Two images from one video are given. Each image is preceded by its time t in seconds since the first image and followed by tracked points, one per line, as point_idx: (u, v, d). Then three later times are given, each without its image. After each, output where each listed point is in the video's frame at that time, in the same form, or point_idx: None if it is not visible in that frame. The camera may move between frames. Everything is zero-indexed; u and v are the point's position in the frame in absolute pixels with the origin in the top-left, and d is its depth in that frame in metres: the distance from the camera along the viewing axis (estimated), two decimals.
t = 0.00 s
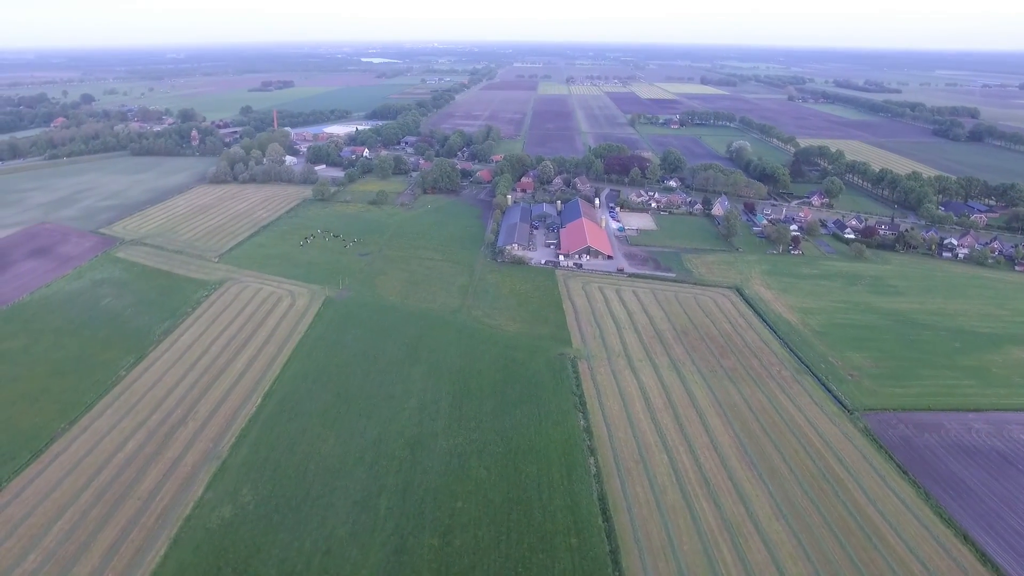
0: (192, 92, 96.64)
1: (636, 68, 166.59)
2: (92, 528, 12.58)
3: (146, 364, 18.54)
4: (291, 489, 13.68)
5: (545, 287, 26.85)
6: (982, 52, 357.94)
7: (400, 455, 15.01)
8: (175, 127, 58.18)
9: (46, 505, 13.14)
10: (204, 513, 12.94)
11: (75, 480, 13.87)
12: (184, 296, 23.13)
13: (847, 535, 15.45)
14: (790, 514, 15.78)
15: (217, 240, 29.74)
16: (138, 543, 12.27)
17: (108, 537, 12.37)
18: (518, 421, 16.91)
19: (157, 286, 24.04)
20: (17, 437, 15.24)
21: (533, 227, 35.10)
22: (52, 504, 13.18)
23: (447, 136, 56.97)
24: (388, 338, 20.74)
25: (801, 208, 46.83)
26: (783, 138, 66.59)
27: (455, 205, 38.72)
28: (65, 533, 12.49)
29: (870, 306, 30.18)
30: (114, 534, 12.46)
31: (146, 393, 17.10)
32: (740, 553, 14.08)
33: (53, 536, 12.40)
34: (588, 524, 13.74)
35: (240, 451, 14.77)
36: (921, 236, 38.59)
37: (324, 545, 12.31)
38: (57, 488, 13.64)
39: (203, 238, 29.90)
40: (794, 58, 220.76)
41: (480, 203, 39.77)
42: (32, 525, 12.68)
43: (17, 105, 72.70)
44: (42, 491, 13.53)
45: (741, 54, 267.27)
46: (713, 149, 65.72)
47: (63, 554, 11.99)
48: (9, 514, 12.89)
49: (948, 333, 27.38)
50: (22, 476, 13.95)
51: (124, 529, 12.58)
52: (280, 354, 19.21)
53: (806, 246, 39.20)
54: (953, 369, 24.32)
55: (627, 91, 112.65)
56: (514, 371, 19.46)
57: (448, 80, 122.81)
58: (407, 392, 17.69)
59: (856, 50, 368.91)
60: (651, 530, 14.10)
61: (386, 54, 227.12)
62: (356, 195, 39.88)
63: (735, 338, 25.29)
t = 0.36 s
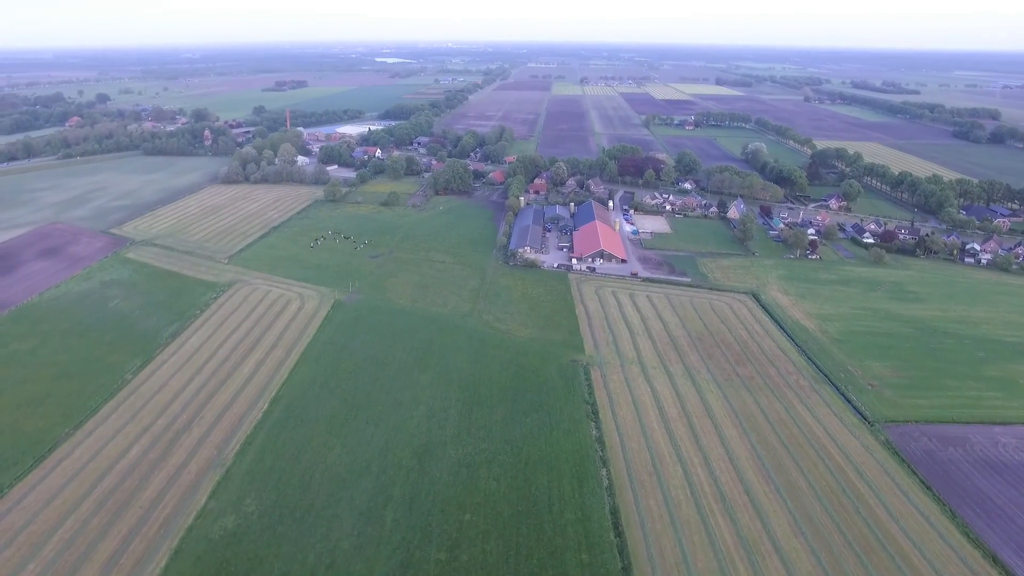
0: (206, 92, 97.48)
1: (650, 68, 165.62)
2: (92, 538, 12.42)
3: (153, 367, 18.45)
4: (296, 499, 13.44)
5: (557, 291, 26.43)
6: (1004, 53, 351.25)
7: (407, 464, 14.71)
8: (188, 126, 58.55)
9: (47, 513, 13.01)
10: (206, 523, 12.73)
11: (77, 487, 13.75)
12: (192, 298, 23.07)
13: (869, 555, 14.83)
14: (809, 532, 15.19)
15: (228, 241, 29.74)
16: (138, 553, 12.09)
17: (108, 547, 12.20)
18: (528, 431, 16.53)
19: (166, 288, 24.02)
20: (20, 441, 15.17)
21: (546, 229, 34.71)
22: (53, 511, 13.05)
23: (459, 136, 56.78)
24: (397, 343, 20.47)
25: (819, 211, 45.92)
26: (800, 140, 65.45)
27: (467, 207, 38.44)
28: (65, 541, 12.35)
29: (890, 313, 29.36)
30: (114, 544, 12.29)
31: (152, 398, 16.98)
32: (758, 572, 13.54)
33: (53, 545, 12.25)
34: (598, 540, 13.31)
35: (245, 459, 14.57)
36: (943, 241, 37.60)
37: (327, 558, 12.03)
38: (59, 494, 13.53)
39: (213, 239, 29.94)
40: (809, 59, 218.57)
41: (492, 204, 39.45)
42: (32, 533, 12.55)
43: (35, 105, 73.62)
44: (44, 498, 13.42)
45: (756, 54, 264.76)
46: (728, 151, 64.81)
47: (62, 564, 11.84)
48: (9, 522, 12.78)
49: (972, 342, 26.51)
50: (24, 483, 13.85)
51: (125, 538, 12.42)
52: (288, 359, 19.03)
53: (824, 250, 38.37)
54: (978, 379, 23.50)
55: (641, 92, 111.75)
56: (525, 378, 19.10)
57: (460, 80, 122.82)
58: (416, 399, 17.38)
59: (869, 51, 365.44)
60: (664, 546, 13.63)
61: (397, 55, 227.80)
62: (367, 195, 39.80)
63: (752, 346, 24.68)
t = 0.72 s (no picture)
0: (220, 92, 98.32)
1: (663, 69, 164.38)
2: (92, 547, 12.27)
3: (159, 372, 18.35)
4: (299, 509, 13.21)
5: (568, 296, 26.03)
6: None
7: (415, 474, 14.43)
8: (201, 126, 58.91)
9: (48, 521, 12.90)
10: (207, 535, 12.52)
11: (78, 495, 13.61)
12: (200, 301, 23.03)
13: None
14: (830, 551, 14.60)
15: (237, 242, 29.73)
16: (138, 564, 11.91)
17: (107, 557, 12.05)
18: (538, 440, 16.19)
19: (175, 290, 24.01)
20: (24, 447, 15.11)
21: (557, 232, 34.27)
22: (53, 520, 12.93)
23: (471, 137, 56.52)
24: (406, 348, 20.23)
25: (836, 215, 44.98)
26: (817, 142, 64.34)
27: (478, 209, 38.13)
28: (65, 551, 12.21)
29: (911, 321, 28.54)
30: (114, 554, 12.14)
31: (156, 403, 16.86)
32: None
33: (52, 555, 12.11)
34: (609, 556, 12.91)
35: (249, 467, 14.40)
36: (965, 246, 36.57)
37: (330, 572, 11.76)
38: (60, 502, 13.41)
39: (223, 240, 29.95)
40: (826, 60, 215.97)
41: (505, 206, 39.13)
42: (32, 541, 12.43)
43: (53, 104, 74.57)
44: (45, 506, 13.30)
45: (772, 55, 261.98)
46: (744, 153, 63.90)
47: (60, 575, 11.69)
48: (8, 530, 12.66)
49: (997, 352, 25.64)
50: (25, 489, 13.75)
51: (125, 549, 12.26)
52: (295, 364, 18.84)
53: (843, 254, 37.50)
54: (1004, 391, 22.66)
55: (654, 93, 110.78)
56: (535, 385, 18.75)
57: (473, 80, 122.69)
58: (425, 407, 17.11)
59: (887, 52, 360.14)
60: (678, 563, 13.15)
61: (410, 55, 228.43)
62: (379, 196, 39.72)
63: (768, 354, 24.08)
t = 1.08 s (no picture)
0: (231, 92, 98.85)
1: (675, 70, 163.30)
2: (89, 558, 12.09)
3: (162, 376, 18.25)
4: (301, 521, 12.97)
5: (577, 301, 25.65)
6: None
7: (419, 485, 14.15)
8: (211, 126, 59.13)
9: (45, 530, 12.75)
10: (206, 547, 12.31)
11: (77, 503, 13.45)
12: (205, 304, 22.95)
13: None
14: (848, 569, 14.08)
15: (245, 243, 29.69)
16: None
17: (104, 569, 11.85)
18: (546, 450, 15.86)
19: (181, 292, 23.95)
20: (23, 453, 15.00)
21: (567, 234, 33.86)
22: (50, 529, 12.77)
23: (481, 138, 56.25)
24: (413, 354, 19.97)
25: (851, 218, 44.17)
26: (831, 144, 63.37)
27: (487, 211, 37.85)
28: (62, 561, 12.04)
29: (929, 328, 27.80)
30: (111, 566, 11.94)
31: (158, 409, 16.72)
32: None
33: (47, 567, 11.92)
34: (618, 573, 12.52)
35: (250, 476, 14.19)
36: (985, 251, 35.68)
37: None
38: (58, 510, 13.25)
39: (231, 241, 29.90)
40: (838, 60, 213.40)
41: (514, 208, 38.82)
42: (28, 551, 12.26)
43: (65, 104, 75.21)
44: (42, 515, 13.15)
45: (785, 55, 259.29)
46: (756, 154, 63.08)
47: None
48: (5, 539, 12.52)
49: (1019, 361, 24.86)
50: (24, 497, 13.62)
51: (122, 560, 12.06)
52: (299, 370, 18.65)
53: (858, 259, 36.76)
54: None
55: (665, 93, 109.83)
56: (543, 393, 18.42)
57: (482, 81, 122.30)
58: (431, 415, 16.83)
59: (903, 52, 355.37)
60: None
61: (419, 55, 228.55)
62: (388, 198, 39.58)
63: (783, 361, 23.56)
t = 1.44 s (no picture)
0: (243, 92, 99.40)
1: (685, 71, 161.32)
2: (86, 570, 11.92)
3: (166, 381, 18.13)
4: (304, 534, 12.72)
5: (587, 305, 25.22)
6: None
7: (425, 496, 13.87)
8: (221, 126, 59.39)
9: (41, 540, 12.60)
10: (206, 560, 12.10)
11: (75, 512, 13.30)
12: (211, 307, 22.84)
13: None
14: None
15: (253, 245, 29.62)
16: None
17: None
18: (556, 461, 15.54)
19: (187, 294, 23.87)
20: (24, 458, 14.89)
21: (578, 237, 33.39)
22: (47, 539, 12.62)
23: (490, 138, 55.96)
24: (421, 359, 19.71)
25: (867, 221, 43.30)
26: (846, 145, 62.34)
27: (497, 213, 37.50)
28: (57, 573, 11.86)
29: (949, 336, 26.98)
30: None
31: (161, 415, 16.61)
32: None
33: None
34: None
35: (253, 485, 13.99)
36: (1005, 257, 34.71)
37: None
38: (55, 520, 13.10)
39: (238, 243, 29.83)
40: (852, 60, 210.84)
41: (525, 210, 38.46)
42: (24, 562, 12.10)
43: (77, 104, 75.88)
44: (40, 524, 13.00)
45: (798, 55, 256.38)
46: (770, 156, 62.18)
47: None
48: (2, 548, 12.39)
49: None
50: (22, 505, 13.49)
51: (119, 573, 11.87)
52: (304, 375, 18.47)
53: (873, 263, 35.95)
54: None
55: (676, 94, 108.82)
56: (553, 401, 18.08)
57: (491, 81, 121.85)
58: (438, 423, 16.54)
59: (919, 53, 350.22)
60: None
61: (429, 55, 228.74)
62: (397, 199, 39.42)
63: (799, 369, 22.98)
